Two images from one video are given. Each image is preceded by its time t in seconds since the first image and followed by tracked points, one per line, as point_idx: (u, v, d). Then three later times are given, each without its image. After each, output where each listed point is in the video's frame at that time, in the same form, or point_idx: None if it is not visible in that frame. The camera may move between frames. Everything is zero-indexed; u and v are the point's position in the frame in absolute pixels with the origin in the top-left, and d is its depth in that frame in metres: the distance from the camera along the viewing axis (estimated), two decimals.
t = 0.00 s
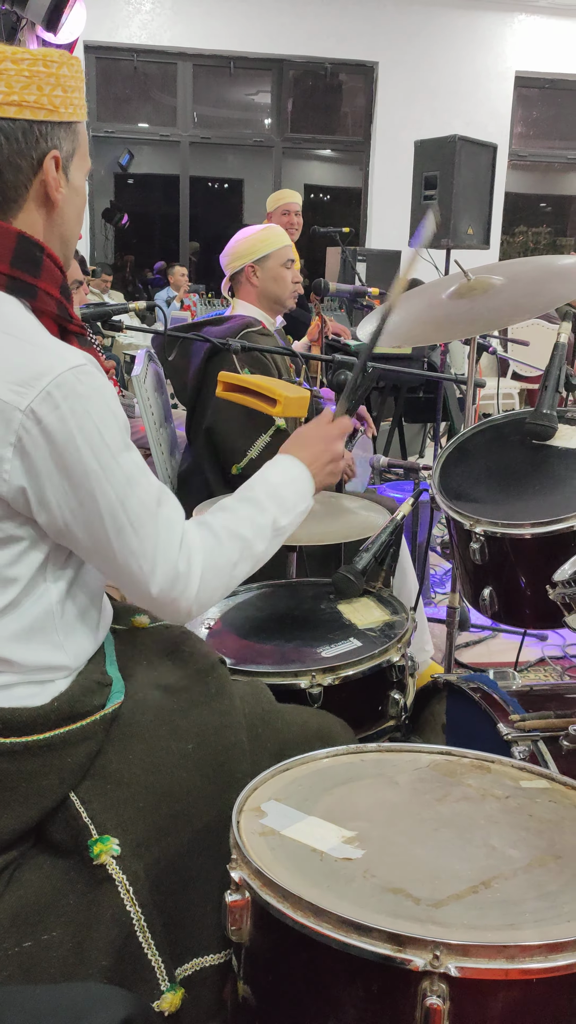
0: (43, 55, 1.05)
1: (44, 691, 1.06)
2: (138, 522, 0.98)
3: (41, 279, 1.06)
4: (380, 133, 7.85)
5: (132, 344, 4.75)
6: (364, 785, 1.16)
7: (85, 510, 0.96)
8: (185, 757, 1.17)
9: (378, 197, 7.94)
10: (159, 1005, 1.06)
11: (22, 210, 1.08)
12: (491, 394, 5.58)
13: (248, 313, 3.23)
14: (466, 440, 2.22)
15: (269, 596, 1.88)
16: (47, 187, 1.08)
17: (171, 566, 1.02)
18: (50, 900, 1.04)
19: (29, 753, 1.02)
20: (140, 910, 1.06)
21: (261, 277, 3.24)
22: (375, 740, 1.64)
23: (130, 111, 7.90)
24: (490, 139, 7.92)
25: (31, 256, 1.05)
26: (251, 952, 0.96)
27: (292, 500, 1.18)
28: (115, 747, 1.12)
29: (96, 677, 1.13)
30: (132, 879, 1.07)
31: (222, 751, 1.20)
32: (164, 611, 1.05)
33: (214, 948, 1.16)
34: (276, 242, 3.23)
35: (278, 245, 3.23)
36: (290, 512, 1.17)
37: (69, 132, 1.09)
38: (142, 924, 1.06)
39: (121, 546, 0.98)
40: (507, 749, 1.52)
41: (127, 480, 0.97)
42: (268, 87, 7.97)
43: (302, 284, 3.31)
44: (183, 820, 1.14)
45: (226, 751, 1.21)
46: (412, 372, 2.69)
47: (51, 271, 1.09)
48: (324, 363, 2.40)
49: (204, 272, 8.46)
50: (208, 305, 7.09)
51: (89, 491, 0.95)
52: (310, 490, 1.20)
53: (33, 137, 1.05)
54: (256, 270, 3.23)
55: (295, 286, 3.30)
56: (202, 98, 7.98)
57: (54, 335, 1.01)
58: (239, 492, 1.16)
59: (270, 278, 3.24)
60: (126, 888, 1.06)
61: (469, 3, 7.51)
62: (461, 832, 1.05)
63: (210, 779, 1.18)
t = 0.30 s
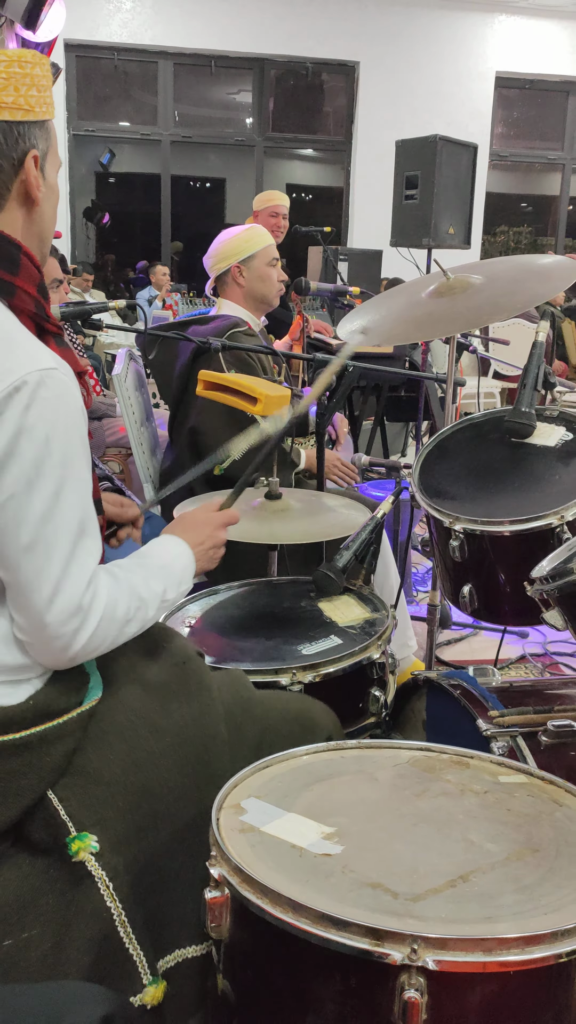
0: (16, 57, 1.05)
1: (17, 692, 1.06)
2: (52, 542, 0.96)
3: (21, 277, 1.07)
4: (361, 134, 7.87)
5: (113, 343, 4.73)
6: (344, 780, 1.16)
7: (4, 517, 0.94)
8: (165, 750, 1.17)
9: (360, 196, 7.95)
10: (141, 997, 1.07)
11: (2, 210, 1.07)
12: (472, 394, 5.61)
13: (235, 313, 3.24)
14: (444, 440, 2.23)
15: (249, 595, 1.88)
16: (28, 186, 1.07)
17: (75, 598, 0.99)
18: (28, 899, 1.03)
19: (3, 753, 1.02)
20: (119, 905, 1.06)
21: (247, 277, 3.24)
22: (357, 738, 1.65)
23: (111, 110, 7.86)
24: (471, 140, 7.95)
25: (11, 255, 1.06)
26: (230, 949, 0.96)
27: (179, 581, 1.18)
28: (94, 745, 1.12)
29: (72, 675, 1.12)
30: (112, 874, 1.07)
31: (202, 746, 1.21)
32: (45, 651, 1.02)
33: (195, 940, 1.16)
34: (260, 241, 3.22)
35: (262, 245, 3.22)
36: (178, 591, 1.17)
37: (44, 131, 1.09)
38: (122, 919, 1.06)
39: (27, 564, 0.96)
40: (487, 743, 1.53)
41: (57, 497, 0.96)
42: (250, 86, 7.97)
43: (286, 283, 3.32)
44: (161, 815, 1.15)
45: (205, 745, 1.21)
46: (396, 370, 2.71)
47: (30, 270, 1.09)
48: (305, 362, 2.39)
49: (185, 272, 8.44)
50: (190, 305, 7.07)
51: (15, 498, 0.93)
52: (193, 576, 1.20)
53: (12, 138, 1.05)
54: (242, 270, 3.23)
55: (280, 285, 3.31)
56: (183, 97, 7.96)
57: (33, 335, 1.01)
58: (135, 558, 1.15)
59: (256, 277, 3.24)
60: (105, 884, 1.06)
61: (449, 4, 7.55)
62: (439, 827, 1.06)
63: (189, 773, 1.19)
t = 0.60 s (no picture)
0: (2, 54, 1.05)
1: (6, 691, 1.05)
2: (52, 533, 0.96)
3: (4, 274, 1.07)
4: (349, 133, 7.87)
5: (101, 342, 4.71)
6: (329, 778, 1.17)
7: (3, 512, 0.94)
8: (151, 755, 1.17)
9: (348, 195, 7.95)
10: (123, 1003, 1.07)
11: None
12: (460, 394, 5.62)
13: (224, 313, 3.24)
14: (431, 437, 2.24)
15: (236, 593, 1.88)
16: (11, 183, 1.06)
17: (80, 587, 0.99)
18: (14, 900, 1.03)
19: None
20: (103, 909, 1.07)
21: (233, 277, 3.24)
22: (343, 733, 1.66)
23: (98, 109, 7.83)
24: (459, 140, 7.97)
25: None
26: (214, 945, 0.96)
27: (189, 541, 1.17)
28: (81, 746, 1.11)
29: (58, 674, 1.11)
30: (96, 878, 1.07)
31: (188, 749, 1.21)
32: (55, 642, 1.01)
33: (179, 948, 1.15)
34: (245, 240, 3.21)
35: (246, 245, 3.21)
36: (188, 556, 1.17)
37: (28, 129, 1.08)
38: (105, 923, 1.07)
39: (30, 557, 0.95)
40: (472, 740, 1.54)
41: (54, 487, 0.95)
42: (238, 85, 7.96)
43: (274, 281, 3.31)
44: (147, 818, 1.14)
45: (190, 749, 1.21)
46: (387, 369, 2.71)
47: (13, 267, 1.09)
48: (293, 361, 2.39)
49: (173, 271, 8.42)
50: (178, 304, 7.05)
51: (13, 491, 0.93)
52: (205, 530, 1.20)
53: None
54: (227, 271, 3.23)
55: (268, 283, 3.30)
56: (171, 96, 7.95)
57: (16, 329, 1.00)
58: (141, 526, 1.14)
59: (242, 277, 3.24)
60: (89, 888, 1.06)
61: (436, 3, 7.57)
62: (423, 824, 1.06)
63: (173, 777, 1.18)
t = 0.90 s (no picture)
0: None
1: None
2: (71, 527, 0.95)
3: None
4: (342, 134, 7.87)
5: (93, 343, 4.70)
6: (319, 779, 1.16)
7: (20, 513, 0.93)
8: (140, 755, 1.17)
9: (341, 196, 7.96)
10: (112, 1003, 1.07)
11: None
12: (452, 394, 5.63)
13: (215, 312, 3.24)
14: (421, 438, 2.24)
15: (227, 594, 1.88)
16: None
17: (107, 574, 0.99)
18: (3, 898, 1.03)
19: None
20: (92, 908, 1.06)
21: (226, 276, 3.24)
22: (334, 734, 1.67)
23: (91, 109, 7.83)
24: (452, 141, 7.98)
25: None
26: (204, 945, 0.96)
27: (215, 531, 1.14)
28: (69, 746, 1.11)
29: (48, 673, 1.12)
30: (85, 878, 1.06)
31: (178, 750, 1.21)
32: (91, 626, 1.02)
33: (169, 946, 1.16)
34: (236, 242, 3.23)
35: (238, 246, 3.22)
36: (213, 543, 1.14)
37: (13, 128, 1.08)
38: (95, 922, 1.06)
39: (54, 553, 0.95)
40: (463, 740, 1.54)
41: (63, 482, 0.95)
42: (231, 86, 7.96)
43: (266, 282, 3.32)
44: (137, 818, 1.14)
45: (180, 748, 1.21)
46: (379, 371, 2.71)
47: None
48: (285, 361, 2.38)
49: (167, 272, 8.41)
50: (171, 305, 7.05)
51: (25, 490, 0.92)
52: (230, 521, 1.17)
53: None
54: (220, 270, 3.23)
55: (260, 284, 3.31)
56: (164, 97, 7.95)
57: None
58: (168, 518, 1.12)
59: (235, 276, 3.24)
60: (79, 888, 1.06)
61: (429, 4, 7.59)
62: (412, 823, 1.06)
63: (163, 777, 1.18)
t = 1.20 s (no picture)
0: None
1: None
2: (60, 531, 0.95)
3: None
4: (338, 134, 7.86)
5: (90, 344, 4.70)
6: (314, 779, 1.16)
7: (8, 514, 0.93)
8: (134, 748, 1.16)
9: (339, 196, 7.96)
10: (112, 994, 1.07)
11: None
12: (449, 395, 5.64)
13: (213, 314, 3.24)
14: (417, 439, 2.24)
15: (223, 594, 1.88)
16: None
17: (91, 584, 1.00)
18: None
19: None
20: (90, 901, 1.06)
21: (222, 277, 3.24)
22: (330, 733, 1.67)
23: (89, 110, 7.83)
24: (449, 142, 7.98)
25: None
26: (198, 947, 0.95)
27: (214, 572, 1.17)
28: (63, 741, 1.11)
29: (41, 671, 1.11)
30: (81, 873, 1.07)
31: (173, 743, 1.20)
32: (71, 638, 1.02)
33: (167, 932, 1.16)
34: (234, 243, 3.21)
35: (236, 246, 3.21)
36: (210, 580, 1.16)
37: None
38: (93, 916, 1.06)
39: (41, 557, 0.95)
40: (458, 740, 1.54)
41: (54, 486, 0.94)
42: (228, 87, 7.96)
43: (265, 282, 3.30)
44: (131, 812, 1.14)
45: (176, 741, 1.21)
46: (375, 371, 2.71)
47: None
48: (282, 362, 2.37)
49: (164, 272, 8.41)
50: (168, 306, 7.04)
51: (15, 493, 0.92)
52: (232, 568, 1.20)
53: None
54: (216, 271, 3.23)
55: (257, 284, 3.29)
56: (161, 98, 7.94)
57: None
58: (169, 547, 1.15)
59: (231, 278, 3.24)
60: (74, 883, 1.06)
61: (426, 5, 7.59)
62: (407, 824, 1.06)
63: (159, 771, 1.18)
